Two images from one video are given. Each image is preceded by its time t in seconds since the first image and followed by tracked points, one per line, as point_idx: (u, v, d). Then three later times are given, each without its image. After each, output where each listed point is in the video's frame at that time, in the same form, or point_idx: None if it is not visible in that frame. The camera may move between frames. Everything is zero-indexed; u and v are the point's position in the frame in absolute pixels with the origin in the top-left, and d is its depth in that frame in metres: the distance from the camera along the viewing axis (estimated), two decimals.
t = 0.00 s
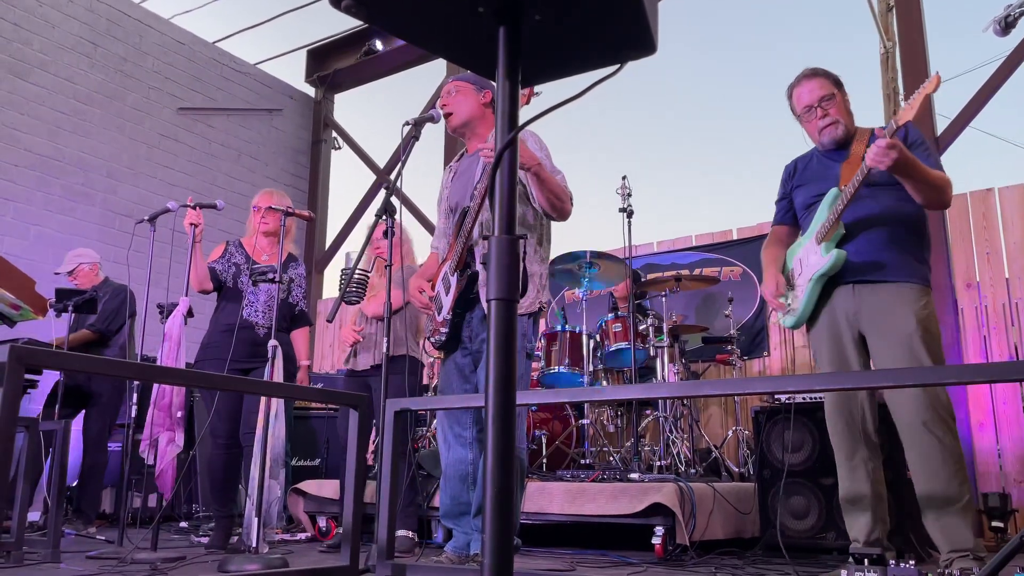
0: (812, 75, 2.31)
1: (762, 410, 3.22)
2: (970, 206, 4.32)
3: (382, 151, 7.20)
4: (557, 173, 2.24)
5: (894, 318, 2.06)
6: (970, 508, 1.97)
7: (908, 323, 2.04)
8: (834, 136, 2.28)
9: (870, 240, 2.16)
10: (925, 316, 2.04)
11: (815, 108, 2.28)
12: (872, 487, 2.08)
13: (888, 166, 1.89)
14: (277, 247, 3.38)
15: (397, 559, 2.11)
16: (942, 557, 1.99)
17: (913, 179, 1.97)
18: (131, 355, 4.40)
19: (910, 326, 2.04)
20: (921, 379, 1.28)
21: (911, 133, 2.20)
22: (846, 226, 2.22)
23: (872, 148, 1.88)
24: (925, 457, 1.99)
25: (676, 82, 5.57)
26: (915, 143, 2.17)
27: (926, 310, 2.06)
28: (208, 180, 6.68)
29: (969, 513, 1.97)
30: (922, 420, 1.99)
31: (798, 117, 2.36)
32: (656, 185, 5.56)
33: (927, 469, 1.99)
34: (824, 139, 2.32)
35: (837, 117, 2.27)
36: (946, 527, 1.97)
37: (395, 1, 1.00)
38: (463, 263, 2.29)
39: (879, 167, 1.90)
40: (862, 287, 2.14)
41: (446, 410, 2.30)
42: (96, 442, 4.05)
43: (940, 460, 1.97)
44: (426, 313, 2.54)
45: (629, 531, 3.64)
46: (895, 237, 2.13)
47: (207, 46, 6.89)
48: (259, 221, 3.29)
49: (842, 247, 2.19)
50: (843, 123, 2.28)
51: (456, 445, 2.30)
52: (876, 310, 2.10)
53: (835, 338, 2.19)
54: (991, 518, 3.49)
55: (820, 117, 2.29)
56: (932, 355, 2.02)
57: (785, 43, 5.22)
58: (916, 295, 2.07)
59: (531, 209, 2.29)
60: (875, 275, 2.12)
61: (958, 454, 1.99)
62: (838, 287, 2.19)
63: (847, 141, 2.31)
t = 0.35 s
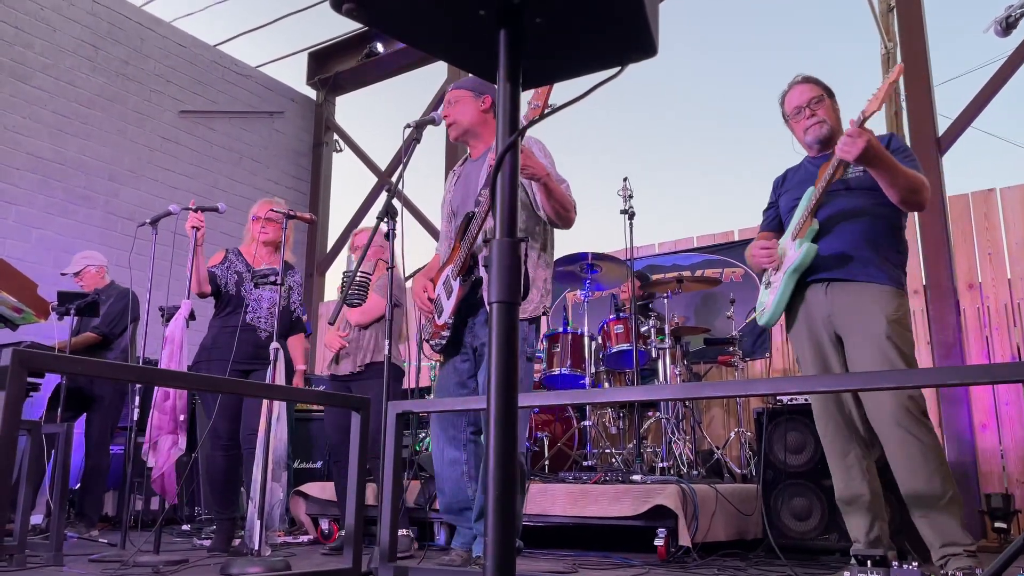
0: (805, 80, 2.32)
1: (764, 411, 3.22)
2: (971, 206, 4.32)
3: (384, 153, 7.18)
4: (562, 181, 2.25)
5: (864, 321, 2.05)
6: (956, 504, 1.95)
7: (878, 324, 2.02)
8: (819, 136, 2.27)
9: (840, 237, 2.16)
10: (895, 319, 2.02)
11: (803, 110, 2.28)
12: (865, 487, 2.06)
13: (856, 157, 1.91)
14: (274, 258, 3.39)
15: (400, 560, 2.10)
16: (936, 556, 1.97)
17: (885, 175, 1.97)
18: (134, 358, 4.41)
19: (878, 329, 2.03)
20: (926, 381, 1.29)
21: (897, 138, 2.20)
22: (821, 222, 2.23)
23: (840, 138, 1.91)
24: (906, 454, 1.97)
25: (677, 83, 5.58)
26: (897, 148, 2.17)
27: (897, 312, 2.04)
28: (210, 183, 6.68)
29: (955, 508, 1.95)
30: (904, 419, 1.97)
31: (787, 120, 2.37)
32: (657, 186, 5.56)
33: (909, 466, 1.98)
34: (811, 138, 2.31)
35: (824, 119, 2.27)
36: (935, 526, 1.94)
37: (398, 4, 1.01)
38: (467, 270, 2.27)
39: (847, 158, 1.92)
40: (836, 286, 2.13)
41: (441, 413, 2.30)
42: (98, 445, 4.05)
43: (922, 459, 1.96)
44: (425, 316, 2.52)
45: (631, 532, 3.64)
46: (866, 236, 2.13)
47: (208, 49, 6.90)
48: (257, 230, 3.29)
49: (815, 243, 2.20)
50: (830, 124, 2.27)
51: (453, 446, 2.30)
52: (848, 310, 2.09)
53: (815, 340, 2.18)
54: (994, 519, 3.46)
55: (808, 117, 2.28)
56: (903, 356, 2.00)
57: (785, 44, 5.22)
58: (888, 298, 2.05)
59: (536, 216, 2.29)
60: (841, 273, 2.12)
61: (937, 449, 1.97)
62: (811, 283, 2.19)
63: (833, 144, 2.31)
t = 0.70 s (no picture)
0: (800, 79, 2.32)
1: (766, 412, 3.22)
2: (973, 207, 4.32)
3: (385, 155, 7.21)
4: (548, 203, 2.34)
5: (862, 317, 2.05)
6: (958, 500, 1.94)
7: (875, 320, 2.03)
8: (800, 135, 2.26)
9: (834, 241, 2.15)
10: (893, 315, 2.02)
11: (790, 108, 2.28)
12: (866, 487, 2.06)
13: (839, 161, 1.87)
14: (269, 263, 3.40)
15: (403, 563, 2.10)
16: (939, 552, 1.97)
17: (869, 177, 1.95)
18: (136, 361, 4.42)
19: (876, 324, 2.03)
20: (929, 382, 1.28)
21: (885, 139, 2.19)
22: (813, 226, 2.22)
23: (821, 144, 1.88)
24: (904, 450, 1.97)
25: (678, 85, 5.58)
26: (887, 147, 2.17)
27: (895, 309, 2.04)
28: (212, 187, 6.70)
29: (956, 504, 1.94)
30: (902, 415, 1.97)
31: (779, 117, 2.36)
32: (658, 187, 5.56)
33: (906, 462, 1.97)
34: (793, 136, 2.31)
35: (809, 119, 2.25)
36: (937, 522, 1.94)
37: (398, 9, 1.01)
38: (467, 269, 2.29)
39: (830, 163, 1.89)
40: (832, 289, 2.13)
41: (443, 416, 2.30)
42: (101, 450, 4.06)
43: (920, 455, 1.96)
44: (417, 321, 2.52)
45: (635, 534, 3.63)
46: (858, 238, 2.12)
47: (209, 52, 6.91)
48: (258, 235, 3.30)
49: (808, 248, 2.20)
50: (814, 125, 2.26)
51: (456, 451, 2.31)
52: (847, 311, 2.08)
53: (814, 342, 2.18)
54: (997, 519, 3.54)
55: (792, 116, 2.28)
56: (902, 354, 1.99)
57: (785, 46, 5.22)
58: (886, 295, 2.05)
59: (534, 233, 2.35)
60: (835, 277, 2.12)
61: (937, 444, 1.96)
62: (808, 288, 2.18)
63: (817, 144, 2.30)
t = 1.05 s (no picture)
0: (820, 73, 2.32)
1: (769, 414, 3.21)
2: (975, 207, 4.31)
3: (387, 159, 7.19)
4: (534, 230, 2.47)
5: (862, 320, 2.04)
6: (953, 505, 1.86)
7: (874, 324, 2.01)
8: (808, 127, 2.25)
9: (837, 237, 2.15)
10: (893, 318, 2.01)
11: (805, 101, 2.29)
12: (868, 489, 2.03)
13: (845, 162, 1.85)
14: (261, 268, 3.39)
15: (406, 566, 2.09)
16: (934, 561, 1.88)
17: (872, 179, 1.94)
18: (138, 365, 4.42)
19: (876, 329, 2.01)
20: (933, 382, 1.28)
21: (898, 139, 2.16)
22: (817, 223, 2.23)
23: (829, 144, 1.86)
24: (898, 456, 1.90)
25: (679, 86, 5.58)
26: (900, 146, 2.14)
27: (894, 311, 2.02)
28: (214, 190, 6.71)
29: (950, 513, 1.85)
30: (896, 422, 1.90)
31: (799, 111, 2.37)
32: (659, 189, 5.56)
33: (901, 468, 1.90)
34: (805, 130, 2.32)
35: (819, 111, 2.25)
36: (929, 528, 1.86)
37: (399, 11, 1.01)
38: (471, 281, 2.30)
39: (835, 164, 1.87)
40: (834, 288, 2.12)
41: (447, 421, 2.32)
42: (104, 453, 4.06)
43: (914, 459, 1.88)
44: (422, 331, 2.52)
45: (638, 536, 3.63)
46: (863, 235, 2.12)
47: (211, 56, 6.93)
48: (257, 244, 3.28)
49: (811, 245, 2.20)
50: (824, 118, 2.25)
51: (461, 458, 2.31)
52: (848, 312, 2.07)
53: (817, 343, 2.17)
54: (1001, 519, 3.55)
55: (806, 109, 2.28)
56: (900, 358, 1.98)
57: (786, 46, 5.22)
58: (888, 296, 2.04)
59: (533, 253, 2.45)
60: (838, 276, 2.11)
61: (932, 451, 1.87)
62: (809, 286, 2.18)
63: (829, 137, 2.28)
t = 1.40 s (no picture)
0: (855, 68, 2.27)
1: (771, 415, 3.20)
2: (978, 207, 4.31)
3: (388, 160, 7.20)
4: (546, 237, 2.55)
5: (864, 314, 1.98)
6: (957, 507, 1.85)
7: (877, 319, 1.95)
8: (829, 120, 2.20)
9: (845, 224, 2.10)
10: (899, 315, 1.94)
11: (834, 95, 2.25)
12: (872, 489, 2.02)
13: (848, 143, 1.81)
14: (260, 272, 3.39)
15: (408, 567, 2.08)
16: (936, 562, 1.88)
17: (881, 164, 1.88)
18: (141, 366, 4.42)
19: (880, 324, 1.95)
20: (934, 383, 1.28)
21: (922, 134, 2.07)
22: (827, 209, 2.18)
23: (831, 125, 1.82)
24: (903, 457, 1.90)
25: (680, 87, 5.58)
26: (924, 140, 2.06)
27: (900, 307, 1.95)
28: (216, 192, 6.72)
29: (954, 517, 1.84)
30: (899, 423, 1.89)
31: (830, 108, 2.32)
32: (662, 190, 5.56)
33: (907, 469, 1.90)
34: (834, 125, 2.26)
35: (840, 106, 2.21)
36: (931, 530, 1.87)
37: (400, 12, 1.01)
38: (482, 284, 2.29)
39: (837, 145, 1.83)
40: (840, 277, 2.07)
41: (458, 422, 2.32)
42: (108, 455, 4.07)
43: (917, 460, 1.88)
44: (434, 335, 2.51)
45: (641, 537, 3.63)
46: (873, 222, 2.05)
47: (212, 58, 6.93)
48: (257, 245, 3.29)
49: (819, 232, 2.15)
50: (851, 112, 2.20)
51: (466, 459, 2.32)
52: (851, 306, 2.02)
53: (822, 335, 2.11)
54: (1004, 520, 3.56)
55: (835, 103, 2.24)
56: (903, 355, 1.92)
57: (788, 46, 5.22)
58: (893, 290, 1.97)
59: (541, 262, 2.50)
60: (843, 263, 2.06)
61: (938, 454, 1.87)
62: (816, 274, 2.13)
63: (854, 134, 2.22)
